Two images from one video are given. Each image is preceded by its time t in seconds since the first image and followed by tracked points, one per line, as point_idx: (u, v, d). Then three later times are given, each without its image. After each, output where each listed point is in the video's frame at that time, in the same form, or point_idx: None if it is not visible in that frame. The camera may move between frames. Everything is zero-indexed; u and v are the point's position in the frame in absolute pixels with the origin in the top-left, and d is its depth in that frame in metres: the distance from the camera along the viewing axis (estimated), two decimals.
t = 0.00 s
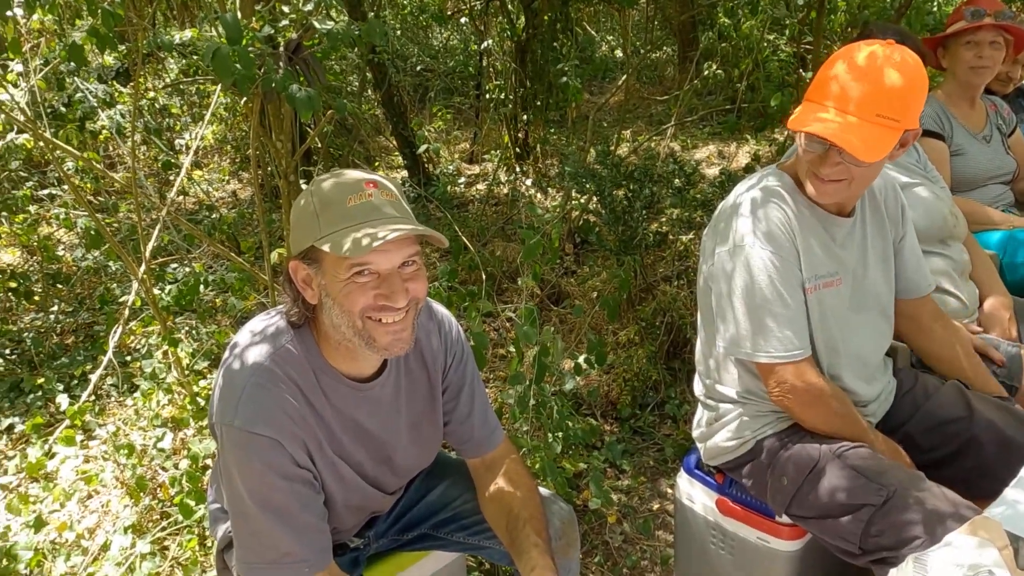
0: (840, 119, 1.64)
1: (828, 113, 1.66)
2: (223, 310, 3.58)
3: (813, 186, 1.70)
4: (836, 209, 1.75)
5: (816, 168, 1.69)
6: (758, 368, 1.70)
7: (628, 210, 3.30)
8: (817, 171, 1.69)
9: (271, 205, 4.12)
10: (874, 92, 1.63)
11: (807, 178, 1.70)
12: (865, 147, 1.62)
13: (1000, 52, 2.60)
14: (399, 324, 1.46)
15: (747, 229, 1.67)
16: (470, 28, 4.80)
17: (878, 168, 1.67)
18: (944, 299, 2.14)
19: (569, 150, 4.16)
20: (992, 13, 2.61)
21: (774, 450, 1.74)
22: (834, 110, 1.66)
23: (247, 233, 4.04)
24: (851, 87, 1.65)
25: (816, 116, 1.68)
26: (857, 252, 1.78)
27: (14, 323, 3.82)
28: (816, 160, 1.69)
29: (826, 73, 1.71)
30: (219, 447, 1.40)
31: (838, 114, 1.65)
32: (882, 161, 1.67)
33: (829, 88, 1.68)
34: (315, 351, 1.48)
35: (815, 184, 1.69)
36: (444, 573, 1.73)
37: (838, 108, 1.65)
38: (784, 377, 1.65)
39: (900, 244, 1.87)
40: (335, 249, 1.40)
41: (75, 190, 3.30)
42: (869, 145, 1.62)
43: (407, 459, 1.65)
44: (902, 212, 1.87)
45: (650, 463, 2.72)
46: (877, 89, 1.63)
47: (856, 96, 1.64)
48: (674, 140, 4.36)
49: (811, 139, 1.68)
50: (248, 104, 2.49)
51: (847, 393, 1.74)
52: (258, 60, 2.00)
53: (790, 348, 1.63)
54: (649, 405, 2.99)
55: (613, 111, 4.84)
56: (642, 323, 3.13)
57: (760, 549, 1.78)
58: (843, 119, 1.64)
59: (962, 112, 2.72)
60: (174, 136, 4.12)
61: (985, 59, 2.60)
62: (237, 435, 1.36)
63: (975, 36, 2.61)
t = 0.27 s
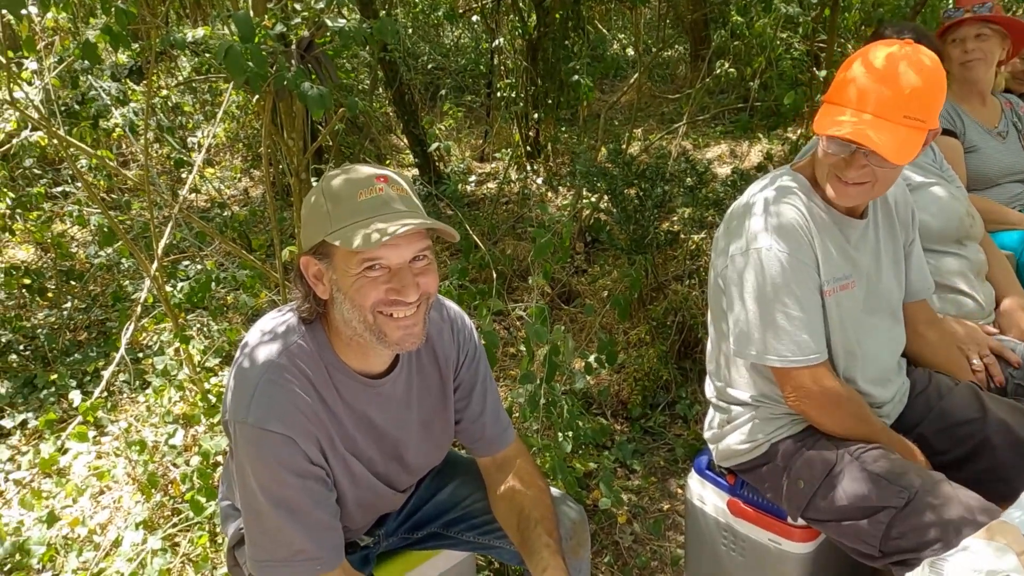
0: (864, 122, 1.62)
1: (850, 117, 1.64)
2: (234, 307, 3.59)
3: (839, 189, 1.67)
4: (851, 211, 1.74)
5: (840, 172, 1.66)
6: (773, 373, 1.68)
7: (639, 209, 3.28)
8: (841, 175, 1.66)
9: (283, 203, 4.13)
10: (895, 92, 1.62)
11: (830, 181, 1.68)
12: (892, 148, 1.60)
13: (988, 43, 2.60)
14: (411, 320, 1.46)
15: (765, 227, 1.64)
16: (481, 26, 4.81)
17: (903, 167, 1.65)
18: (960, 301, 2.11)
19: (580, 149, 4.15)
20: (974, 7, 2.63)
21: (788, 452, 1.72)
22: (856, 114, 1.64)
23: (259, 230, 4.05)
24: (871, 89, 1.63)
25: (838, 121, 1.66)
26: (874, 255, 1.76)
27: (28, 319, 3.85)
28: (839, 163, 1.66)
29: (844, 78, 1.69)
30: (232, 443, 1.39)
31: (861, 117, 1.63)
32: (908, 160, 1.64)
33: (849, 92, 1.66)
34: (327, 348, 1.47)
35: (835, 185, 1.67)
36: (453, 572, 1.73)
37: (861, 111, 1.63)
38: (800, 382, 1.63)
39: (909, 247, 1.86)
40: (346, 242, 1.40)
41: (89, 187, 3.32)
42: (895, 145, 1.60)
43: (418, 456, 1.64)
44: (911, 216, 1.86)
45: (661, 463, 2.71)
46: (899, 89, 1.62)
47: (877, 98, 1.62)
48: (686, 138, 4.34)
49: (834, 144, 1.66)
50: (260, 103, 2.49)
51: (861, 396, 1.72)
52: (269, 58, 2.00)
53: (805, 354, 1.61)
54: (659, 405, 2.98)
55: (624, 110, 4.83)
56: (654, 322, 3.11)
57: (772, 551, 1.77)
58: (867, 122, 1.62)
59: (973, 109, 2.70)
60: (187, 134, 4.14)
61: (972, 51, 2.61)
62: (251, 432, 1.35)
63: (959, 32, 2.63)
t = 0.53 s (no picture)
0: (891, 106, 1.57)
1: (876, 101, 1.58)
2: (240, 304, 3.59)
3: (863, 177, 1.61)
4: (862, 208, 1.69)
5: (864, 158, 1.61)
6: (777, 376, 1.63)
7: (644, 208, 3.25)
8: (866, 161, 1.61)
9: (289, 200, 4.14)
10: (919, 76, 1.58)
11: (852, 168, 1.62)
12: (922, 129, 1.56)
13: (983, 36, 2.54)
14: (405, 321, 1.45)
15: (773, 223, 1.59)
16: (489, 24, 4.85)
17: (922, 153, 1.62)
18: (966, 301, 2.08)
19: (586, 147, 4.14)
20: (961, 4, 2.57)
21: (791, 455, 1.69)
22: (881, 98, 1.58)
23: (265, 227, 4.06)
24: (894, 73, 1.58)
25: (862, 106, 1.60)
26: (884, 255, 1.70)
27: (36, 316, 3.87)
28: (862, 151, 1.61)
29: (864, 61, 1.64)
30: (227, 439, 1.38)
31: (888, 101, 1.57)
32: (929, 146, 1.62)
33: (872, 76, 1.60)
34: (322, 346, 1.46)
35: (854, 172, 1.62)
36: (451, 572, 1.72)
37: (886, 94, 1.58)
38: (804, 386, 1.58)
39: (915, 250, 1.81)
40: (340, 242, 1.39)
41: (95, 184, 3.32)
42: (922, 128, 1.57)
43: (415, 455, 1.63)
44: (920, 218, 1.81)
45: (664, 464, 2.69)
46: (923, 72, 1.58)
47: (903, 81, 1.58)
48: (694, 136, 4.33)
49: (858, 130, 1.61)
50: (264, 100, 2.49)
51: (866, 398, 1.68)
52: (270, 54, 1.99)
53: (810, 357, 1.56)
54: (663, 405, 2.96)
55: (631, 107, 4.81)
56: (658, 321, 3.09)
57: (774, 554, 1.74)
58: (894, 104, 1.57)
59: (976, 103, 2.67)
60: (195, 131, 4.15)
61: (967, 46, 2.55)
62: (245, 428, 1.34)
63: (950, 29, 2.58)
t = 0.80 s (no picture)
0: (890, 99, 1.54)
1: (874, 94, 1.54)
2: (236, 305, 3.58)
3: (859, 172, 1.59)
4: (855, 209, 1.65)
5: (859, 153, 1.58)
6: (765, 374, 1.60)
7: (639, 208, 3.24)
8: (862, 156, 1.58)
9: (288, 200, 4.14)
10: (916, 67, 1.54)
11: (848, 164, 1.58)
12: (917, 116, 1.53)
13: (982, 35, 2.49)
14: (384, 327, 1.44)
15: (761, 223, 1.55)
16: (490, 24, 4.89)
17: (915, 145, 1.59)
18: (962, 303, 2.05)
19: (585, 147, 4.14)
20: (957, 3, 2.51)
21: (778, 461, 1.67)
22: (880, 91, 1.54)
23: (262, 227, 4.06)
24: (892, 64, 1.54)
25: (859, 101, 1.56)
26: (876, 256, 1.65)
27: (34, 315, 3.88)
28: (855, 145, 1.58)
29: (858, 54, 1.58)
30: (204, 446, 1.36)
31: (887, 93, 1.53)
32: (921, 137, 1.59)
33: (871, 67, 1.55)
34: (301, 351, 1.45)
35: (848, 166, 1.59)
36: None
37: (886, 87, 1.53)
38: (792, 383, 1.55)
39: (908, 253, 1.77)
40: (314, 248, 1.38)
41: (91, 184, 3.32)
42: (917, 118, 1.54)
43: (398, 460, 1.62)
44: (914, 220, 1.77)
45: (657, 467, 2.67)
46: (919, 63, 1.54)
47: (901, 73, 1.53)
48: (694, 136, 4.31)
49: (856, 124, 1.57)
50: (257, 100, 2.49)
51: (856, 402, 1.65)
52: (257, 54, 1.97)
53: (796, 355, 1.53)
54: (657, 408, 2.94)
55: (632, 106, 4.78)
56: (653, 323, 3.08)
57: (763, 561, 1.72)
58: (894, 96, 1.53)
59: (974, 102, 2.64)
60: (194, 130, 4.15)
61: (966, 45, 2.50)
62: (222, 435, 1.32)
63: (948, 28, 2.52)
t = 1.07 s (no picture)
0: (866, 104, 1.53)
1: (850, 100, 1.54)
2: (225, 309, 3.58)
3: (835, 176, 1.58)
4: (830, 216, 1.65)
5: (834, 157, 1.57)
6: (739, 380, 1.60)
7: (627, 213, 3.26)
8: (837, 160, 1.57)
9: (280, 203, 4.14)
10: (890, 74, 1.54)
11: (823, 168, 1.57)
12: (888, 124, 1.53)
13: (989, 42, 2.49)
14: (354, 340, 1.44)
15: (734, 233, 1.55)
16: (485, 27, 4.91)
17: (888, 150, 1.59)
18: (944, 311, 2.05)
19: (577, 150, 4.15)
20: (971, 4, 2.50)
21: (754, 466, 1.66)
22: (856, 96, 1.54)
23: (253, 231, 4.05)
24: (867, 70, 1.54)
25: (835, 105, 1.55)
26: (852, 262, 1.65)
27: (24, 319, 3.87)
28: (829, 149, 1.57)
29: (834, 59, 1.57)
30: (171, 459, 1.35)
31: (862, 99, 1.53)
32: (894, 143, 1.60)
33: (845, 74, 1.55)
34: (270, 362, 1.45)
35: (823, 171, 1.58)
36: None
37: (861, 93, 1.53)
38: (763, 391, 1.55)
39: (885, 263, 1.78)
40: (280, 261, 1.38)
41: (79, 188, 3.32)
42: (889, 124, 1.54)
43: (372, 470, 1.61)
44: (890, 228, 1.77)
45: (643, 473, 2.66)
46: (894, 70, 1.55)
47: (875, 79, 1.54)
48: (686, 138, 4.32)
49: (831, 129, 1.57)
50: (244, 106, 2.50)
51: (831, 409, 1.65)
52: (235, 60, 1.96)
53: (771, 361, 1.52)
54: (644, 412, 2.93)
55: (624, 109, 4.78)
56: (641, 328, 3.08)
57: (741, 569, 1.71)
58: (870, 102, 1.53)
59: (966, 110, 2.62)
60: (186, 133, 4.15)
61: (973, 50, 2.49)
62: (189, 447, 1.32)
63: (959, 29, 2.50)
